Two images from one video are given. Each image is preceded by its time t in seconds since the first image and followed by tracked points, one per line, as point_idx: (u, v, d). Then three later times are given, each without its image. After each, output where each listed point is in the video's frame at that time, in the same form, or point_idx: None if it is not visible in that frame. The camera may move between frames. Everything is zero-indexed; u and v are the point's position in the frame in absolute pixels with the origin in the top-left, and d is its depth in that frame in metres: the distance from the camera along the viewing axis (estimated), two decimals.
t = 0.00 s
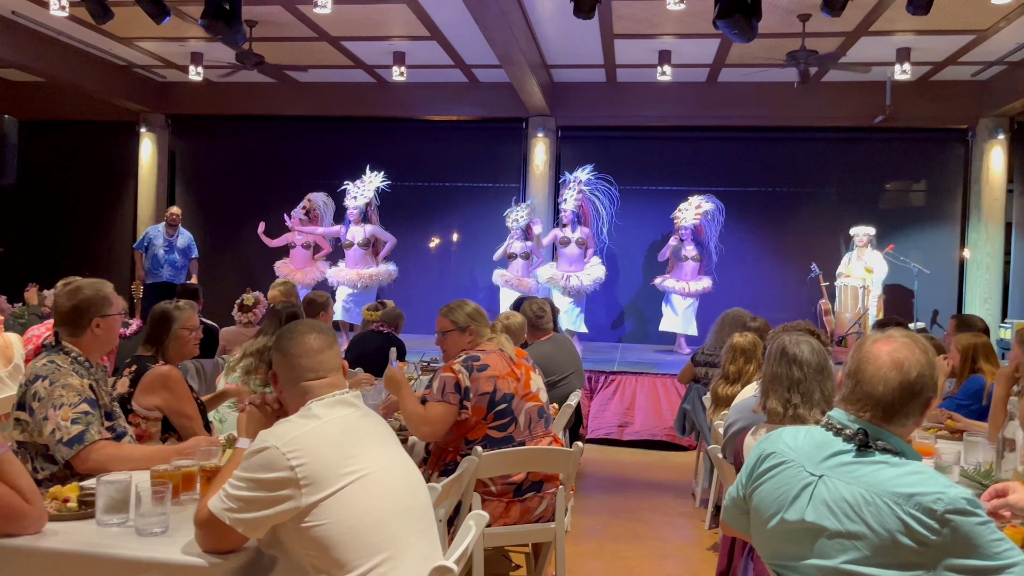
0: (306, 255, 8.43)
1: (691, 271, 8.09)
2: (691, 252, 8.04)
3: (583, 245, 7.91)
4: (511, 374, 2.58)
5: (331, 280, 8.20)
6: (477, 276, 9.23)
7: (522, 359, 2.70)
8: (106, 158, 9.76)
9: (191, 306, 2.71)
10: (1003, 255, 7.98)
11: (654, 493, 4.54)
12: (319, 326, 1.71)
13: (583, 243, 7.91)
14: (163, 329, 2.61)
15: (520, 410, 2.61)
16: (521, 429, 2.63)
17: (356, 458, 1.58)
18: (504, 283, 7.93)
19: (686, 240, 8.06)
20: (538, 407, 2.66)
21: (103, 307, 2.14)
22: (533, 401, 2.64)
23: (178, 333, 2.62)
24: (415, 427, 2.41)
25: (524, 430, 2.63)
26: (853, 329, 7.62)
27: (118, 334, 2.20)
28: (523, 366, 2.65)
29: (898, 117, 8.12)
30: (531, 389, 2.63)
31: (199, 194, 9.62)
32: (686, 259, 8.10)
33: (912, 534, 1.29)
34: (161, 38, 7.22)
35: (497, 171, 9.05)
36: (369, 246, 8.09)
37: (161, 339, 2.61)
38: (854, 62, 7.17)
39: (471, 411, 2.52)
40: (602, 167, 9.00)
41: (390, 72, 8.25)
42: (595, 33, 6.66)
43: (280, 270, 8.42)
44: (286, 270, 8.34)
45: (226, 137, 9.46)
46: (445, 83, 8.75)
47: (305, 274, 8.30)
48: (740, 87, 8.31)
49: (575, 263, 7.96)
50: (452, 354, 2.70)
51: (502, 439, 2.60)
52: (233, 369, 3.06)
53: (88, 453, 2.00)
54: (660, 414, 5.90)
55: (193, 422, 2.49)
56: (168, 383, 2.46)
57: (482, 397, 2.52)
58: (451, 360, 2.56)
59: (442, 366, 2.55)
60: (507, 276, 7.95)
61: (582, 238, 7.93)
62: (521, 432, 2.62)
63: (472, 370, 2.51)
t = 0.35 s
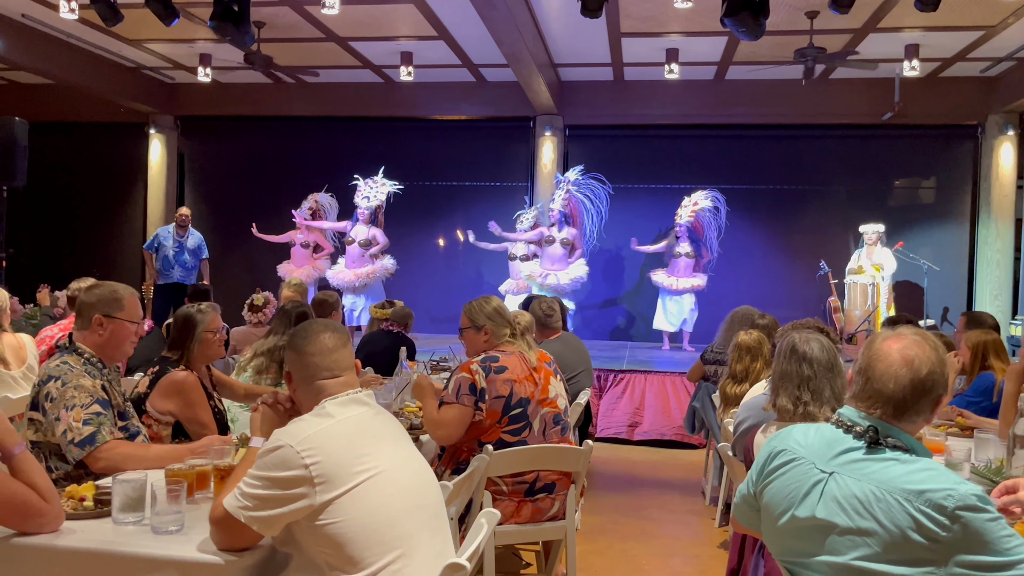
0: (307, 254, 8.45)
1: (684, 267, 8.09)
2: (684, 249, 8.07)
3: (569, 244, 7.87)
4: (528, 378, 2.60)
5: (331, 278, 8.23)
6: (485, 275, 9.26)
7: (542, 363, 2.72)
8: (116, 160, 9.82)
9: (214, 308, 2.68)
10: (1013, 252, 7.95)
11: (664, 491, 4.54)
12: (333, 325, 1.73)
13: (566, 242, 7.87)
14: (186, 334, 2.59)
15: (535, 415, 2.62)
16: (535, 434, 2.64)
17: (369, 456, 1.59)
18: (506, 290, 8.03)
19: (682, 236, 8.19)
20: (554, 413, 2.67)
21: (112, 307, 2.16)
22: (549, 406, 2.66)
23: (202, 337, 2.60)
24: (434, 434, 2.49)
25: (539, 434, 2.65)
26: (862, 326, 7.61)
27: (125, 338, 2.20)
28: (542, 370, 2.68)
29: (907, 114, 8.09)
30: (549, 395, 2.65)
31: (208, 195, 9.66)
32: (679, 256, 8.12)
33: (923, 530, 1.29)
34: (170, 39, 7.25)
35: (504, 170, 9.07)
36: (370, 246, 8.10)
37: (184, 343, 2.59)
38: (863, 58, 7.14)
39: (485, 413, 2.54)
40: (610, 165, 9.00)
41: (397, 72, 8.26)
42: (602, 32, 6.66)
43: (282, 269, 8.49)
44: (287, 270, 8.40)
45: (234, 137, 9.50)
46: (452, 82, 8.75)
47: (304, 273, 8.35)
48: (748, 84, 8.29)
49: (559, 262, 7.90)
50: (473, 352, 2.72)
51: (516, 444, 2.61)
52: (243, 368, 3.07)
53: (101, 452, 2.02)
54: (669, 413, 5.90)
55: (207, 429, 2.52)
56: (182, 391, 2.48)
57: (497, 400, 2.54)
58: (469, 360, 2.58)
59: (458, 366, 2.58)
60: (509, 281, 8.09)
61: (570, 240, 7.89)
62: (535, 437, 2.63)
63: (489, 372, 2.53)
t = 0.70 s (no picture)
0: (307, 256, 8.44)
1: (682, 268, 8.11)
2: (680, 249, 8.07)
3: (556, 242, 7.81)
4: (540, 382, 2.61)
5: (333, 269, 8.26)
6: (490, 274, 9.27)
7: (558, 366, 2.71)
8: (122, 161, 9.86)
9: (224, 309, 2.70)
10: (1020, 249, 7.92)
11: (671, 490, 4.54)
12: (343, 324, 1.74)
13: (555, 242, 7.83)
14: (197, 335, 2.61)
15: (544, 419, 2.62)
16: (543, 438, 2.64)
17: (378, 455, 1.60)
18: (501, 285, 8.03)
19: (682, 236, 8.09)
20: (565, 418, 2.67)
21: (127, 310, 2.16)
22: (560, 411, 2.65)
23: (213, 338, 2.61)
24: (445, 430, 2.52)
25: (548, 438, 2.64)
26: (868, 324, 7.61)
27: (138, 341, 2.19)
28: (556, 375, 2.67)
29: (913, 112, 8.07)
30: (560, 400, 2.65)
31: (214, 196, 9.69)
32: (675, 256, 8.14)
33: (932, 528, 1.29)
34: (175, 41, 7.28)
35: (509, 169, 9.08)
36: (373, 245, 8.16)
37: (196, 344, 2.61)
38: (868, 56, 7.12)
39: (493, 413, 2.54)
40: (614, 164, 9.00)
41: (402, 72, 8.27)
42: (606, 31, 6.66)
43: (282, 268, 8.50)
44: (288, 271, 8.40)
45: (239, 138, 9.52)
46: (456, 82, 8.75)
47: (304, 273, 8.34)
48: (752, 82, 8.28)
49: (550, 260, 7.90)
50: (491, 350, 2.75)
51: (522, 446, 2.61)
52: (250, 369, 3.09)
53: (111, 452, 2.03)
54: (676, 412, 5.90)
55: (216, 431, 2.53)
56: (190, 393, 2.49)
57: (505, 401, 2.54)
58: (482, 358, 2.59)
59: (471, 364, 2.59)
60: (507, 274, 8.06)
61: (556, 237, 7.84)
62: (544, 441, 2.63)
63: (500, 372, 2.54)
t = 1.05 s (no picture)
0: (314, 254, 8.44)
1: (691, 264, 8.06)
2: (689, 243, 8.01)
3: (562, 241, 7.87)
4: (557, 382, 2.61)
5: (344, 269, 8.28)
6: (493, 272, 9.27)
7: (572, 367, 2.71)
8: (125, 160, 9.88)
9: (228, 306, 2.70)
10: None
11: (674, 486, 4.54)
12: (344, 319, 1.73)
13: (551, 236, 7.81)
14: (200, 332, 2.61)
15: (558, 419, 2.62)
16: (556, 437, 2.64)
17: (382, 450, 1.60)
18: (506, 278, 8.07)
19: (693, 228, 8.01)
20: (577, 418, 2.67)
21: (141, 310, 2.18)
22: (573, 412, 2.65)
23: (215, 334, 2.61)
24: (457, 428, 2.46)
25: (561, 438, 2.65)
26: (872, 320, 7.59)
27: (151, 339, 2.22)
28: (571, 375, 2.67)
29: (917, 107, 8.04)
30: (575, 401, 2.65)
31: (218, 194, 9.71)
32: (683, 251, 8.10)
33: (938, 522, 1.29)
34: (178, 40, 7.29)
35: (512, 167, 9.07)
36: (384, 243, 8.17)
37: (200, 341, 2.62)
38: (871, 52, 7.10)
39: (513, 411, 2.54)
40: (617, 161, 8.99)
41: (405, 70, 8.27)
42: (609, 27, 6.64)
43: (290, 268, 8.49)
44: (295, 269, 8.41)
45: (242, 137, 9.54)
46: (459, 80, 8.74)
47: (315, 272, 8.38)
48: (755, 79, 8.25)
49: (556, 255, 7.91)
50: (502, 347, 2.72)
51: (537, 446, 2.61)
52: (255, 367, 3.12)
53: (105, 457, 2.02)
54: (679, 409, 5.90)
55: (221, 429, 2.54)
56: (194, 390, 2.49)
57: (525, 400, 2.55)
58: (501, 354, 2.58)
59: (489, 360, 2.57)
60: (510, 267, 8.10)
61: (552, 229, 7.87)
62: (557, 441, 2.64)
63: (521, 370, 2.54)
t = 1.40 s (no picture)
0: (331, 251, 8.51)
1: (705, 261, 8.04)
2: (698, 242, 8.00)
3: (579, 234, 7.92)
4: (561, 382, 2.61)
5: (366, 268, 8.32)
6: (496, 270, 9.28)
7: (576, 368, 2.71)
8: (128, 159, 9.89)
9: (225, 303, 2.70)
10: None
11: (676, 484, 4.54)
12: (346, 318, 1.73)
13: (569, 229, 7.89)
14: (202, 332, 2.61)
15: (562, 420, 2.62)
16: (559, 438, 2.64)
17: (384, 449, 1.60)
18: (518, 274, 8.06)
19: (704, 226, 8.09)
20: (580, 419, 2.67)
21: (150, 311, 2.18)
22: (577, 413, 2.66)
23: (213, 332, 2.61)
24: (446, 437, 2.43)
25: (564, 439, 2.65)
26: (875, 317, 7.59)
27: (159, 342, 2.22)
28: (576, 376, 2.67)
29: (919, 104, 8.02)
30: (578, 402, 2.65)
31: (221, 193, 9.72)
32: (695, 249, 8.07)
33: (939, 520, 1.29)
34: (180, 39, 7.30)
35: (514, 165, 9.07)
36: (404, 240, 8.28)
37: (200, 339, 2.61)
38: (874, 49, 7.09)
39: (517, 411, 2.54)
40: (619, 158, 8.99)
41: (406, 68, 8.27)
42: (611, 25, 6.64)
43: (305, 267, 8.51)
44: (311, 267, 8.45)
45: (245, 135, 9.54)
46: (461, 78, 8.74)
47: (332, 269, 8.41)
48: (758, 76, 8.24)
49: (572, 252, 7.96)
50: (507, 345, 2.73)
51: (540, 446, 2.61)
52: (256, 365, 3.14)
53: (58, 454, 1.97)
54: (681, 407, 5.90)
55: (220, 427, 2.54)
56: (195, 387, 2.50)
57: (530, 401, 2.54)
58: (507, 354, 2.59)
59: (495, 360, 2.58)
60: (520, 265, 8.09)
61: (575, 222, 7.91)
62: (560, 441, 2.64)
63: (526, 370, 2.54)
